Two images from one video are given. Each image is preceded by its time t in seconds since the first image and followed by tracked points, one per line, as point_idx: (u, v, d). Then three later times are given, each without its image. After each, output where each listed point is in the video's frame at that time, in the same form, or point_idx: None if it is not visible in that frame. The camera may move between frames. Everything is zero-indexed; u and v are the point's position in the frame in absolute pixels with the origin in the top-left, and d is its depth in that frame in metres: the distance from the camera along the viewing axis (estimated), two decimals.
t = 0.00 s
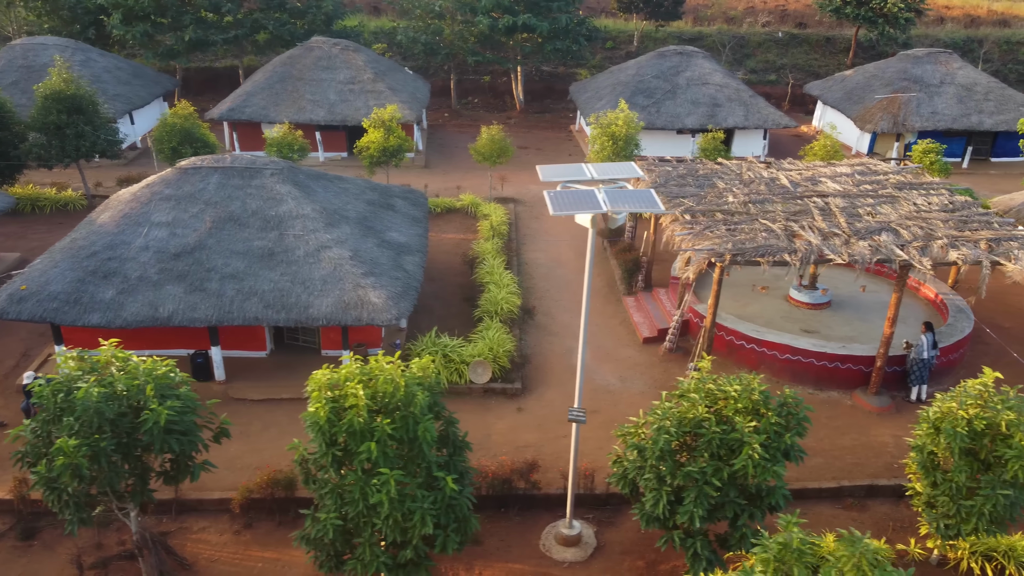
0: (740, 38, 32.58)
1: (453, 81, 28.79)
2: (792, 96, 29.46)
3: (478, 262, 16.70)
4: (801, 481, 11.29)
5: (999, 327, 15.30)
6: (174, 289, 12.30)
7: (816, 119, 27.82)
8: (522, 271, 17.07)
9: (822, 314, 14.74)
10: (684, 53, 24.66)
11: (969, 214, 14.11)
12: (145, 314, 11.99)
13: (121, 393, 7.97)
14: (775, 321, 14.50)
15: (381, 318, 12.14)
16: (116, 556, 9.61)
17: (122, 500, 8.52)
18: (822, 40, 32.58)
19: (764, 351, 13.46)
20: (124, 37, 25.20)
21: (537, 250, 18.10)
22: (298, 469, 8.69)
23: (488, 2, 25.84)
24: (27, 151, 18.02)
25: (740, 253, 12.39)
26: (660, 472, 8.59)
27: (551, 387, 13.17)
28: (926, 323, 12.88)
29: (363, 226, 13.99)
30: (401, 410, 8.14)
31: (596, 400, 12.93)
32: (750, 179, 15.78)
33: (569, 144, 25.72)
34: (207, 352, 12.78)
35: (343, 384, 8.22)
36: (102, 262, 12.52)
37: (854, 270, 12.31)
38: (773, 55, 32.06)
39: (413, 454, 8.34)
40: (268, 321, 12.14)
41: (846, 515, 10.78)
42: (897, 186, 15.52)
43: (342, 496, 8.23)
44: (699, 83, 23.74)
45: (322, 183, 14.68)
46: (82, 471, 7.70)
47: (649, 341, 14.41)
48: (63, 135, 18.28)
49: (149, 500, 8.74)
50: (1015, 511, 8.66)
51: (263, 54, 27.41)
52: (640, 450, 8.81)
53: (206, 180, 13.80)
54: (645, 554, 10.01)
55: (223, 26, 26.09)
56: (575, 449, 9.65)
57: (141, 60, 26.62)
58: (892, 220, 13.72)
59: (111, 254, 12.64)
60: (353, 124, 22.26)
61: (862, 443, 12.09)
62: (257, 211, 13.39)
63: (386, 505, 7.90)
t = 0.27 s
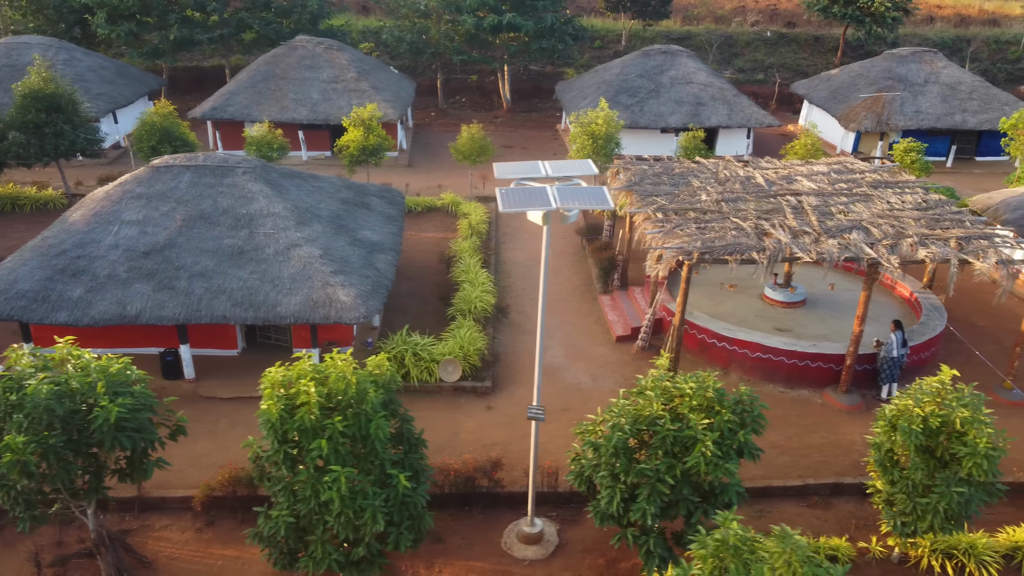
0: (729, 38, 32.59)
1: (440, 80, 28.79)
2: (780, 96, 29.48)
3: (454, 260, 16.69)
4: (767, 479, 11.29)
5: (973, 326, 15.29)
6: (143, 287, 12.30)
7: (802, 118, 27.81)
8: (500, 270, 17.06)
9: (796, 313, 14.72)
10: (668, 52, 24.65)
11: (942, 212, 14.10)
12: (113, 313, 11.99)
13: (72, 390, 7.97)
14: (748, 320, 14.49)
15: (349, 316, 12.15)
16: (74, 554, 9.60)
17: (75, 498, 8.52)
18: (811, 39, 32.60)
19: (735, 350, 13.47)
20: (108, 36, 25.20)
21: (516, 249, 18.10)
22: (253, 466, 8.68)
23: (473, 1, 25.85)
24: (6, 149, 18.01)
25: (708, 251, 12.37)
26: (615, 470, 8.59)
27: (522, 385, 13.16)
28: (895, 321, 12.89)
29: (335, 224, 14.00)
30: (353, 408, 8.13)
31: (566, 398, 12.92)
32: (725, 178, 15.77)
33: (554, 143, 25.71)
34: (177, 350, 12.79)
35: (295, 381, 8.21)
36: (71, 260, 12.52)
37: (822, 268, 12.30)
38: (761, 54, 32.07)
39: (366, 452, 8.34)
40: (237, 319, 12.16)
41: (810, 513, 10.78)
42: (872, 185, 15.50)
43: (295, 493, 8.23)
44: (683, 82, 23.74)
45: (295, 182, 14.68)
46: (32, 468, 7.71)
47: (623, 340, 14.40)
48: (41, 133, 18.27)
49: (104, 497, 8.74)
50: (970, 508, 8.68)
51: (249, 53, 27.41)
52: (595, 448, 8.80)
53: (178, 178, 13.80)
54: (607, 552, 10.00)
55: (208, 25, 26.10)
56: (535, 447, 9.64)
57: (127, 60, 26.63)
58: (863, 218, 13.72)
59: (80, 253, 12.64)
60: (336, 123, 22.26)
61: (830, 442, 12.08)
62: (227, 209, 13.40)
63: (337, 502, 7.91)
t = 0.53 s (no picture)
0: (719, 37, 32.56)
1: (429, 80, 28.79)
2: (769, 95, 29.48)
3: (434, 259, 16.69)
4: (737, 478, 11.29)
5: (951, 325, 15.30)
6: (116, 286, 12.30)
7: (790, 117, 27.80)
8: (481, 269, 17.06)
9: (774, 312, 14.70)
10: (655, 52, 24.65)
11: (919, 212, 14.10)
12: (85, 311, 12.00)
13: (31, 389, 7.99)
14: (725, 319, 14.49)
15: (321, 314, 12.15)
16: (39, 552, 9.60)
17: (36, 496, 8.52)
18: (801, 38, 32.60)
19: (710, 348, 13.48)
20: (95, 36, 25.21)
21: (498, 248, 18.10)
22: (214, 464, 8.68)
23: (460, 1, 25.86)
24: None
25: (681, 250, 12.36)
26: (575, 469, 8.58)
27: (497, 384, 13.17)
28: (869, 320, 12.88)
29: (311, 223, 14.00)
30: (311, 406, 8.12)
31: (540, 397, 12.92)
32: (704, 177, 15.77)
33: (542, 142, 25.71)
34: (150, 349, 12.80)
35: (255, 380, 8.21)
36: (45, 259, 12.52)
37: (795, 267, 12.31)
38: (751, 54, 32.06)
39: (326, 450, 8.34)
40: (208, 318, 12.16)
41: (779, 511, 10.77)
42: (851, 184, 15.50)
43: (254, 491, 8.23)
44: (669, 81, 23.74)
45: (272, 181, 14.68)
46: None
47: (600, 338, 14.40)
48: (23, 132, 18.26)
49: (66, 495, 8.74)
50: (932, 506, 8.66)
51: (237, 53, 27.42)
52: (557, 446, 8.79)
53: (154, 177, 13.80)
54: (573, 551, 9.99)
55: (196, 25, 26.11)
56: (500, 445, 9.63)
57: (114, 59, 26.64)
58: (839, 217, 13.72)
59: (54, 251, 12.64)
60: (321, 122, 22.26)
61: (802, 440, 12.08)
62: (203, 208, 13.40)
63: (295, 499, 7.90)
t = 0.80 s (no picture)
0: (707, 36, 32.53)
1: (415, 79, 28.79)
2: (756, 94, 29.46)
3: (411, 258, 16.69)
4: (703, 476, 11.29)
5: (926, 323, 15.30)
6: (84, 284, 12.29)
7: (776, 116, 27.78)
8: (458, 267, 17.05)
9: (748, 311, 14.70)
10: (639, 51, 24.65)
11: (891, 210, 14.11)
12: (53, 309, 12.00)
13: None
14: (699, 317, 14.49)
15: (289, 313, 12.15)
16: None
17: None
18: (789, 38, 32.61)
19: (682, 347, 13.48)
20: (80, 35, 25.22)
21: (476, 247, 18.09)
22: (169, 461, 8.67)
23: None
24: None
25: (649, 248, 12.36)
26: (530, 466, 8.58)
27: (467, 382, 13.17)
28: (839, 319, 12.88)
29: (283, 222, 14.00)
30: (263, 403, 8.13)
31: (510, 395, 12.92)
32: (679, 175, 15.77)
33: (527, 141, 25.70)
34: (120, 347, 12.82)
35: (207, 377, 8.20)
36: (14, 257, 12.53)
37: (764, 265, 12.33)
38: (739, 53, 32.05)
39: (279, 447, 8.34)
40: (176, 316, 12.16)
41: (742, 509, 10.76)
42: (825, 182, 15.50)
43: (207, 489, 8.23)
44: (652, 80, 23.74)
45: (245, 180, 14.68)
46: None
47: (574, 336, 14.38)
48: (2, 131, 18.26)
49: (22, 493, 8.73)
50: (887, 504, 8.65)
51: (223, 52, 27.42)
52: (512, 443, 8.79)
53: (126, 176, 13.80)
54: (535, 549, 9.99)
55: (181, 25, 26.12)
56: (460, 442, 9.62)
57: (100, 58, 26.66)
58: (811, 215, 13.72)
59: (23, 250, 12.64)
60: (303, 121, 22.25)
61: (770, 439, 12.08)
62: (174, 207, 13.39)
63: (245, 497, 7.91)
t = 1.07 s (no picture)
0: (695, 35, 32.54)
1: (402, 78, 28.80)
2: (743, 94, 29.48)
3: (388, 256, 16.69)
4: (668, 473, 11.30)
5: (901, 322, 15.31)
6: (53, 282, 12.30)
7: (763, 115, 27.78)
8: (436, 266, 17.06)
9: (722, 309, 14.71)
10: (624, 50, 24.66)
11: (863, 208, 14.12)
12: (21, 307, 12.01)
13: None
14: (672, 315, 14.49)
15: (257, 310, 12.16)
16: None
17: None
18: (778, 37, 32.63)
19: (653, 345, 13.49)
20: (65, 34, 25.24)
21: (456, 245, 18.11)
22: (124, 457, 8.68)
23: None
24: None
25: (617, 247, 12.38)
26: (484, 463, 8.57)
27: (438, 380, 13.18)
28: (809, 316, 12.88)
29: (255, 220, 14.01)
30: (215, 399, 8.14)
31: (480, 393, 12.93)
32: (655, 173, 15.78)
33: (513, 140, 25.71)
34: (90, 345, 12.85)
35: (160, 374, 8.22)
36: None
37: (732, 262, 12.34)
38: (728, 52, 32.07)
39: (233, 444, 8.35)
40: (145, 313, 12.17)
41: (706, 507, 10.76)
42: (800, 180, 15.51)
43: (160, 485, 8.23)
44: (637, 79, 23.74)
45: (219, 179, 14.69)
46: None
47: (547, 335, 14.38)
48: None
49: None
50: (842, 501, 8.66)
51: (209, 51, 27.42)
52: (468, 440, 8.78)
53: (98, 174, 13.81)
54: (496, 546, 9.99)
55: (167, 24, 26.13)
56: (421, 439, 9.62)
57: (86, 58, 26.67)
58: (783, 213, 13.73)
59: None
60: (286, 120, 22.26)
61: (738, 436, 12.08)
62: (145, 205, 13.40)
63: (196, 493, 7.92)
